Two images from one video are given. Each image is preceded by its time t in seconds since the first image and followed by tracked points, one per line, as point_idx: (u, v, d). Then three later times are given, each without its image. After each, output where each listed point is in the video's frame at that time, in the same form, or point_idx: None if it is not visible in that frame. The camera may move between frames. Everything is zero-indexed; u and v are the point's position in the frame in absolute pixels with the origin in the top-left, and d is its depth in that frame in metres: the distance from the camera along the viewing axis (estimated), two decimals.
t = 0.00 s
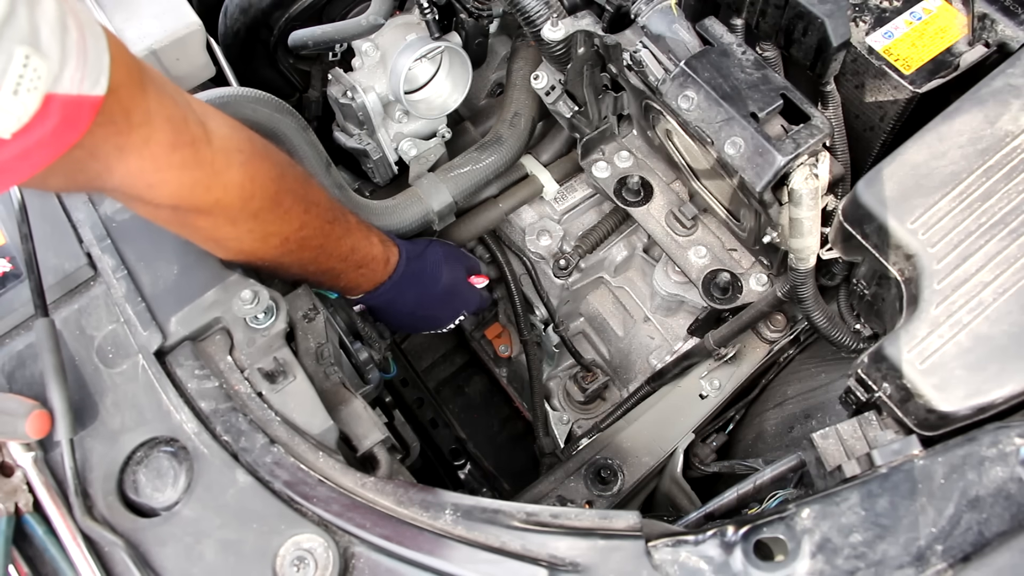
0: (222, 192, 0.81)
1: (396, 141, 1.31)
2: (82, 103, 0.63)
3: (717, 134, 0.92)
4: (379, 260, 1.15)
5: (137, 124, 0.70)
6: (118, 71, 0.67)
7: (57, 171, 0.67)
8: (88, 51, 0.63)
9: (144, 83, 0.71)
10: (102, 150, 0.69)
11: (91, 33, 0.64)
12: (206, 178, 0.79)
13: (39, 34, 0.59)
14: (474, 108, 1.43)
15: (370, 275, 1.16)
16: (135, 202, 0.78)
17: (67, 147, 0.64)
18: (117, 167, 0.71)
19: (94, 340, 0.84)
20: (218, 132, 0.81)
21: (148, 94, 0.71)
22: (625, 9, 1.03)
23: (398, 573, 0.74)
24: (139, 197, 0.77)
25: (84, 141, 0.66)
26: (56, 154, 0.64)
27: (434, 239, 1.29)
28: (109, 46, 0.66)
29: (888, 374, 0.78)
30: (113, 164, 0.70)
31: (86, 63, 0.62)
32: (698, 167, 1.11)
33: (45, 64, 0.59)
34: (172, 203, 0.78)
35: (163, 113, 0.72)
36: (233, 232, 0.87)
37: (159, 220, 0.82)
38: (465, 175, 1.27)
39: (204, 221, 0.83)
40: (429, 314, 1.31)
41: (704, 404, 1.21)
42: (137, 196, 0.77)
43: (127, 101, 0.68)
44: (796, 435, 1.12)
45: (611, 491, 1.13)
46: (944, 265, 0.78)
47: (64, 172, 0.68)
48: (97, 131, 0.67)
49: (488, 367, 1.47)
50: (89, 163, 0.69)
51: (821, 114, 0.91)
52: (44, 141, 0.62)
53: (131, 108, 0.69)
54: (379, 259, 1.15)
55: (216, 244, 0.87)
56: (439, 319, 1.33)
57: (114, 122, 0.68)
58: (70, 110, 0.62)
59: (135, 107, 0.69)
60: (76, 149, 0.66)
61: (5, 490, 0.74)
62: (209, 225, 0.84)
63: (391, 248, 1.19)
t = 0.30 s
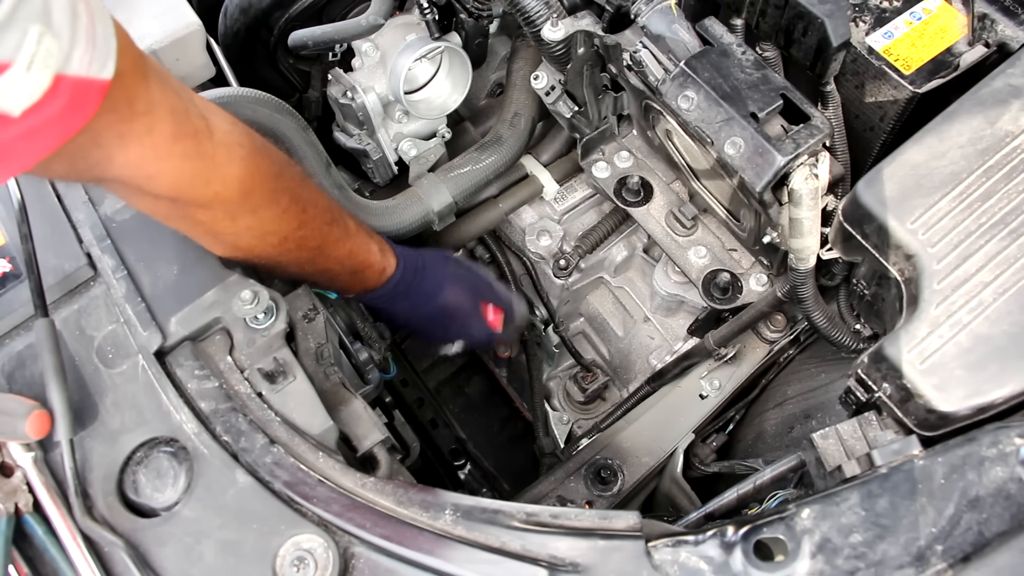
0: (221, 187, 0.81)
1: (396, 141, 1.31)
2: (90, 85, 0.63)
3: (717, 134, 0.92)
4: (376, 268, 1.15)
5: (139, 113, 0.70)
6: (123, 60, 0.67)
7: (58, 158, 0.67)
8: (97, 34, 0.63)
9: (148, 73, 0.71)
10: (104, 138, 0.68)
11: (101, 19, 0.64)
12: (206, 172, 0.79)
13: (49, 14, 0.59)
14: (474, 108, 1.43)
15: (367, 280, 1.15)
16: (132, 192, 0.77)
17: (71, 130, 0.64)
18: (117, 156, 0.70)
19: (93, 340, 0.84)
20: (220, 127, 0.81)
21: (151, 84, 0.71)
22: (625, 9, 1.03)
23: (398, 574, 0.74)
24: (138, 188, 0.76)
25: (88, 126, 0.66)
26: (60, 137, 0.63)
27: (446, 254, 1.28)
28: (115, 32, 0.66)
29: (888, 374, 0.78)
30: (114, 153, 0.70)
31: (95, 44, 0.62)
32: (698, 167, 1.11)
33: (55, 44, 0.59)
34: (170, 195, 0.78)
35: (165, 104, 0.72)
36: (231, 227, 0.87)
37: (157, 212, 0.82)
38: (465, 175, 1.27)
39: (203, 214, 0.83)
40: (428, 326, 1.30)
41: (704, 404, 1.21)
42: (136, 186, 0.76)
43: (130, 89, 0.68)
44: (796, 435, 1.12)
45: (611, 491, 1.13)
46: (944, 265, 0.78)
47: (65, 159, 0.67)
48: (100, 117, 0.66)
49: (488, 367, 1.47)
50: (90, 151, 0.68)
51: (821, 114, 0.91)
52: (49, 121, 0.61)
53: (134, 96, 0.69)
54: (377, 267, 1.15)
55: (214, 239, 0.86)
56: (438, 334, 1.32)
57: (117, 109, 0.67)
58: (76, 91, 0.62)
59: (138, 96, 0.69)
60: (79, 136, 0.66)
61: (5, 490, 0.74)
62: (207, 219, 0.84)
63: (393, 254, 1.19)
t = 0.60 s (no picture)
0: (219, 194, 0.82)
1: (396, 141, 1.31)
2: (88, 94, 0.63)
3: (717, 135, 0.92)
4: (375, 274, 1.15)
5: (139, 121, 0.70)
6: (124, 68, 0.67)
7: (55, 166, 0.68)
8: (94, 42, 0.63)
9: (148, 79, 0.71)
10: (103, 146, 0.69)
11: (97, 25, 0.64)
12: (204, 179, 0.79)
13: (48, 23, 0.59)
14: (474, 108, 1.42)
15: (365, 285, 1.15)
16: (132, 196, 0.78)
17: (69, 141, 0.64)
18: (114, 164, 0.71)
19: (93, 340, 0.84)
20: (221, 134, 0.81)
21: (151, 91, 0.71)
22: (625, 9, 1.03)
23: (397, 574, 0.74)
24: (137, 193, 0.77)
25: (87, 135, 0.66)
26: (58, 147, 0.64)
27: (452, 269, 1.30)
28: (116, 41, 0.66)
29: (889, 374, 0.78)
30: (112, 160, 0.71)
31: (93, 53, 0.63)
32: (698, 167, 1.11)
33: (54, 54, 0.59)
34: (168, 201, 0.78)
35: (165, 111, 0.72)
36: (230, 232, 0.87)
37: (157, 216, 0.82)
38: (465, 175, 1.27)
39: (201, 220, 0.83)
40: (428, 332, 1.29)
41: (704, 404, 1.22)
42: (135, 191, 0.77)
43: (131, 97, 0.68)
44: (797, 435, 1.12)
45: (611, 491, 1.13)
46: (944, 265, 0.78)
47: (62, 167, 0.68)
48: (99, 127, 0.67)
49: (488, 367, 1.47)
50: (87, 159, 0.69)
51: (821, 114, 0.91)
52: (49, 133, 0.62)
53: (134, 104, 0.69)
54: (376, 272, 1.15)
55: (214, 245, 0.87)
56: (436, 342, 1.31)
57: (114, 119, 0.68)
58: (77, 103, 0.62)
59: (137, 105, 0.69)
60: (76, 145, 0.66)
61: (5, 490, 0.74)
62: (206, 224, 0.84)
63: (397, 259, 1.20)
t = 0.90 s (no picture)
0: (241, 193, 0.83)
1: (396, 141, 1.31)
2: (119, 96, 0.65)
3: (717, 135, 0.92)
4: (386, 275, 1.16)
5: (164, 123, 0.72)
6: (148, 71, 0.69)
7: (84, 168, 0.69)
8: (124, 47, 0.64)
9: (172, 83, 0.72)
10: (130, 149, 0.71)
11: (126, 30, 0.66)
12: (227, 178, 0.80)
13: (80, 28, 0.61)
14: (474, 108, 1.43)
15: (374, 284, 1.17)
16: (155, 198, 0.79)
17: (99, 144, 0.66)
18: (141, 165, 0.72)
19: (93, 340, 0.84)
20: (240, 134, 0.82)
21: (175, 94, 0.72)
22: (625, 9, 1.03)
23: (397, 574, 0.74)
24: (160, 194, 0.78)
25: (115, 137, 0.68)
26: (89, 150, 0.66)
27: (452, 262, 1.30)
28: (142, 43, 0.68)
29: (889, 375, 0.78)
30: (138, 162, 0.72)
31: (123, 58, 0.64)
32: (698, 167, 1.10)
33: (87, 58, 0.61)
34: (191, 202, 0.79)
35: (188, 113, 0.74)
36: (248, 233, 0.88)
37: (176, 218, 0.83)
38: (465, 175, 1.27)
39: (223, 220, 0.84)
40: (434, 328, 1.30)
41: (704, 404, 1.22)
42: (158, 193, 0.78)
43: (156, 99, 0.70)
44: (796, 435, 1.12)
45: (611, 491, 1.13)
46: (944, 265, 0.78)
47: (91, 169, 0.70)
48: (126, 130, 0.69)
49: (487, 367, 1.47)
50: (116, 160, 0.71)
51: (821, 114, 0.91)
52: (79, 136, 0.64)
53: (159, 106, 0.71)
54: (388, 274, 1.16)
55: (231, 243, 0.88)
56: (443, 336, 1.32)
57: (142, 120, 0.69)
58: (108, 107, 0.64)
59: (163, 106, 0.71)
60: (105, 147, 0.68)
61: (6, 490, 0.74)
62: (227, 224, 0.85)
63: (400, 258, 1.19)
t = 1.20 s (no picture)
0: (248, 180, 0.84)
1: (397, 141, 1.31)
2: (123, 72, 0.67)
3: (717, 136, 0.92)
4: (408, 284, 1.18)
5: (216, 135, 0.77)
6: (214, 92, 0.77)
7: (140, 181, 0.73)
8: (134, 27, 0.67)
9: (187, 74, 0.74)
10: (186, 160, 0.75)
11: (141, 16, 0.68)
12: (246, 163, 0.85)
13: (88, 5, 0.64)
14: (475, 109, 1.43)
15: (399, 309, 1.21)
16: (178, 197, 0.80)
17: (154, 132, 0.72)
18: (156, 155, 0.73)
19: (94, 341, 0.84)
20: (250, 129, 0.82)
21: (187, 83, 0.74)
22: (625, 10, 1.04)
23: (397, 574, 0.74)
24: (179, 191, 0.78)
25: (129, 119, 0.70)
26: (145, 138, 0.71)
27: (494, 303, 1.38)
28: (210, 66, 0.76)
29: (889, 375, 0.78)
30: (192, 181, 0.76)
31: (180, 49, 0.73)
32: (698, 168, 1.10)
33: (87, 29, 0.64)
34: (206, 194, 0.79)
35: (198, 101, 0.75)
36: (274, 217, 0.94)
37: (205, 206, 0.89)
38: (466, 176, 1.26)
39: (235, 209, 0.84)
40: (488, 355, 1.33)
41: (704, 405, 1.22)
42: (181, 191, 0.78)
43: (210, 111, 0.77)
44: (797, 436, 1.12)
45: (612, 492, 1.13)
46: (945, 266, 0.78)
47: (148, 186, 0.73)
48: (181, 134, 0.74)
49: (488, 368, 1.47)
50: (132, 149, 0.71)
51: (821, 115, 0.91)
52: (137, 114, 0.69)
53: (211, 118, 0.77)
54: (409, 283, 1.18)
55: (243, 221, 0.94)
56: (497, 360, 1.32)
57: (155, 105, 0.71)
58: (162, 86, 0.71)
59: (173, 93, 0.72)
60: (159, 149, 0.73)
61: (6, 490, 0.74)
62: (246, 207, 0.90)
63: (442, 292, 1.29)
